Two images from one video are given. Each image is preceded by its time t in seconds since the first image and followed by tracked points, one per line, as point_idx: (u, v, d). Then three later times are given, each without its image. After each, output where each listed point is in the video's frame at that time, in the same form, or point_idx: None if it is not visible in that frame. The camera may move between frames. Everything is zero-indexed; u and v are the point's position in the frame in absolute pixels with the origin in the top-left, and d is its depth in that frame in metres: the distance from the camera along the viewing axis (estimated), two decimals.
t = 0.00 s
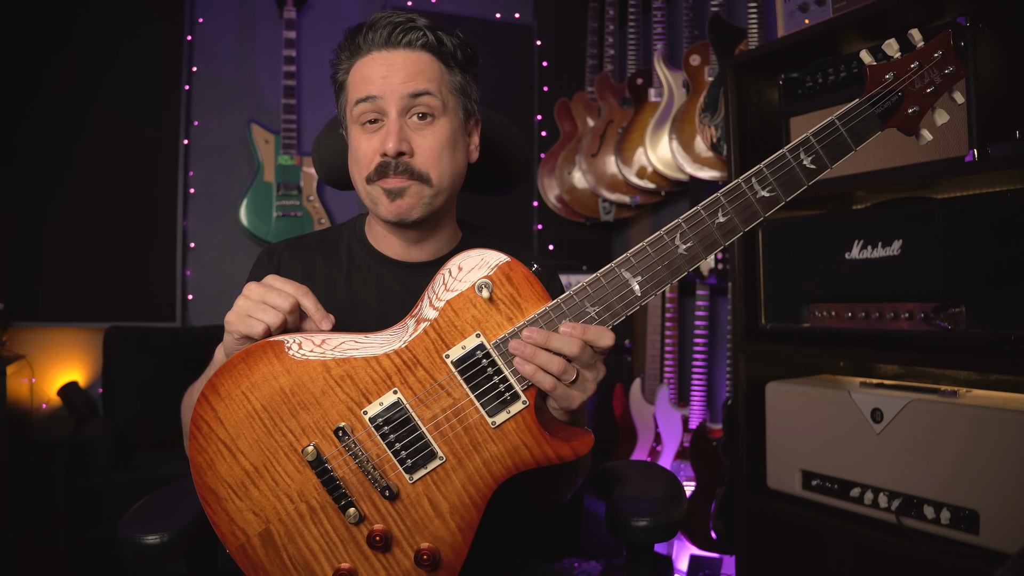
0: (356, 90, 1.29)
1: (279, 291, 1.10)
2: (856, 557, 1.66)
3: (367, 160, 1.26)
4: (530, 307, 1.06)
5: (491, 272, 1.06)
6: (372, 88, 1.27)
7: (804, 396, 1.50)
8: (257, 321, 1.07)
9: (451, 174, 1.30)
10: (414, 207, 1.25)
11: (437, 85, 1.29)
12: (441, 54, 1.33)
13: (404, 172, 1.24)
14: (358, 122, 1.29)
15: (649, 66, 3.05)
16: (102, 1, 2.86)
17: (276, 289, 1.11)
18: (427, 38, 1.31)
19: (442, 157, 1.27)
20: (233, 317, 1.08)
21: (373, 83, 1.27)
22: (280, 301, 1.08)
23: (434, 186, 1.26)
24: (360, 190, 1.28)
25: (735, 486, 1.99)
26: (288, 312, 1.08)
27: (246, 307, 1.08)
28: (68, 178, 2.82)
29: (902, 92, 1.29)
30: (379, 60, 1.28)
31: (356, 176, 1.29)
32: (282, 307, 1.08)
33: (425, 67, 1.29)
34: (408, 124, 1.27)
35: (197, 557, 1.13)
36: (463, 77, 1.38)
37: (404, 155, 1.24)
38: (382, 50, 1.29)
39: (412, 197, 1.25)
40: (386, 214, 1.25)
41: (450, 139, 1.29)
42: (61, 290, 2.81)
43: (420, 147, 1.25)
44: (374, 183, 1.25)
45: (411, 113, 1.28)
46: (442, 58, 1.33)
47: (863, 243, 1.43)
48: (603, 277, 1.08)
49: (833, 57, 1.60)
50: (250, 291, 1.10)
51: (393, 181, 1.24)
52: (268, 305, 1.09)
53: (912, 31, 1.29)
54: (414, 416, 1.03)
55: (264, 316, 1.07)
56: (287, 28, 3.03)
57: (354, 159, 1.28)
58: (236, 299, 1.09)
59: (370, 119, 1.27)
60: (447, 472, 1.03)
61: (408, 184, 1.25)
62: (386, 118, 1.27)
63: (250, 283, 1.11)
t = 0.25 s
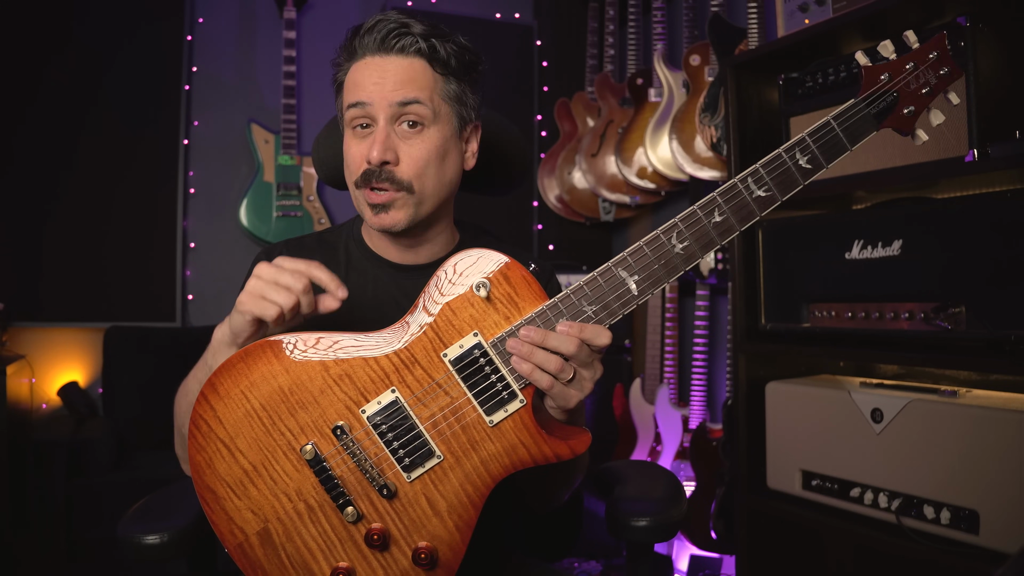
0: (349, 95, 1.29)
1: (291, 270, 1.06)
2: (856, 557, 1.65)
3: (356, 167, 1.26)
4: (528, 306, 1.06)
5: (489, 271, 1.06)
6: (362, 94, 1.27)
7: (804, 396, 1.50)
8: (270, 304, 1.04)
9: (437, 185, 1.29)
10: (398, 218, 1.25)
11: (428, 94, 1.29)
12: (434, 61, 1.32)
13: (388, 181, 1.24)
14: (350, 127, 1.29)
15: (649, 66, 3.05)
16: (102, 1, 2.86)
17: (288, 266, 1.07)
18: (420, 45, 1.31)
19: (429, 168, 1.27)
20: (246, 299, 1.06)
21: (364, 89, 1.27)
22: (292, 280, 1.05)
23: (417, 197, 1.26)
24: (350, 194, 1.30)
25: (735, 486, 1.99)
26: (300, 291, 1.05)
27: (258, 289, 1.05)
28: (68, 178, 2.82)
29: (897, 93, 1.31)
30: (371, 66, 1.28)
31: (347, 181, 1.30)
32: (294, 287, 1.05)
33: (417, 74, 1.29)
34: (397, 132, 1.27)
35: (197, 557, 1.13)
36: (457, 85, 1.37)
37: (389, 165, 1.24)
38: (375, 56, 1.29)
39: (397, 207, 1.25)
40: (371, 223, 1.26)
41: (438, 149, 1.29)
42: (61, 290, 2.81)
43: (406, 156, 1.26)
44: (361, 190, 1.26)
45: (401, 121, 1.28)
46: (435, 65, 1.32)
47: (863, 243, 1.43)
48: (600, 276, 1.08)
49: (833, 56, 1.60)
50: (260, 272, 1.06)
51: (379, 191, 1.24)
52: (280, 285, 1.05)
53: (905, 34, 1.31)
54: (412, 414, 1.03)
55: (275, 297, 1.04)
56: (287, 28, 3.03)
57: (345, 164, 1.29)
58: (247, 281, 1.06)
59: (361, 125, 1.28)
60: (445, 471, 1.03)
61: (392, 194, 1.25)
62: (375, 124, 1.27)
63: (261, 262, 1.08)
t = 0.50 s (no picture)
0: (334, 107, 1.27)
1: (338, 292, 1.12)
2: (857, 557, 1.65)
3: (346, 180, 1.27)
4: (523, 305, 1.05)
5: (484, 271, 1.06)
6: (348, 110, 1.25)
7: (803, 397, 1.50)
8: (308, 314, 1.09)
9: (433, 194, 1.31)
10: (392, 232, 1.28)
11: (417, 107, 1.27)
12: (419, 70, 1.29)
13: (383, 197, 1.26)
14: (338, 139, 1.29)
15: (649, 66, 3.05)
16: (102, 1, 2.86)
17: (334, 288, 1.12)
18: (404, 57, 1.27)
19: (420, 182, 1.28)
20: (287, 303, 1.10)
21: (349, 104, 1.25)
22: (338, 302, 1.10)
23: (414, 209, 1.28)
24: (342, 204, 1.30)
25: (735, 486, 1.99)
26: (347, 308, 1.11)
27: (301, 298, 1.10)
28: (68, 178, 2.82)
29: (895, 83, 1.32)
30: (354, 79, 1.25)
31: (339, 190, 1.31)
32: (337, 308, 1.10)
33: (404, 87, 1.26)
34: (386, 147, 1.27)
35: (197, 558, 1.13)
36: (446, 92, 1.34)
37: (382, 181, 1.25)
38: (357, 68, 1.26)
39: (390, 223, 1.27)
40: (365, 236, 1.28)
41: (430, 160, 1.29)
42: (61, 290, 2.81)
43: (398, 171, 1.26)
44: (354, 203, 1.27)
45: (390, 134, 1.27)
46: (421, 75, 1.29)
47: (863, 243, 1.43)
48: (596, 273, 1.08)
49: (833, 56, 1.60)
50: (309, 284, 1.12)
51: (372, 207, 1.26)
52: (324, 302, 1.11)
53: (902, 22, 1.32)
54: (409, 415, 1.03)
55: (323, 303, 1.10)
56: (287, 28, 3.03)
57: (335, 175, 1.29)
58: (293, 287, 1.12)
59: (349, 138, 1.27)
60: (443, 472, 1.03)
61: (387, 209, 1.27)
62: (364, 139, 1.26)
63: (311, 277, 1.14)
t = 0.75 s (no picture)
0: (327, 109, 1.27)
1: (336, 292, 1.11)
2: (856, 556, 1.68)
3: (340, 182, 1.27)
4: (526, 311, 1.05)
5: (487, 276, 1.05)
6: (340, 112, 1.25)
7: (803, 398, 1.50)
8: (304, 315, 1.08)
9: (427, 197, 1.31)
10: (387, 235, 1.28)
11: (410, 107, 1.26)
12: (412, 70, 1.28)
13: (376, 200, 1.25)
14: (331, 140, 1.28)
15: (649, 66, 3.05)
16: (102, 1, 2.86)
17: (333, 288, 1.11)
18: (396, 56, 1.27)
19: (414, 183, 1.28)
20: (283, 304, 1.10)
21: (341, 105, 1.25)
22: (335, 302, 1.09)
23: (407, 212, 1.28)
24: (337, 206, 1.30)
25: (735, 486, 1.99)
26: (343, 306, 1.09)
27: (298, 299, 1.10)
28: (69, 178, 2.82)
29: (908, 91, 1.28)
30: (346, 79, 1.25)
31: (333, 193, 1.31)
32: (335, 309, 1.09)
33: (397, 87, 1.26)
34: (379, 148, 1.26)
35: (197, 558, 1.13)
36: (440, 91, 1.34)
37: (375, 184, 1.24)
38: (348, 69, 1.25)
39: (384, 226, 1.27)
40: (360, 239, 1.29)
41: (423, 162, 1.29)
42: (61, 290, 2.81)
43: (391, 173, 1.26)
44: (348, 207, 1.27)
45: (383, 135, 1.27)
46: (413, 74, 1.28)
47: (863, 243, 1.43)
48: (600, 280, 1.08)
49: (833, 56, 1.60)
50: (306, 285, 1.11)
51: (365, 209, 1.26)
52: (321, 303, 1.10)
53: (918, 28, 1.28)
54: (409, 420, 1.03)
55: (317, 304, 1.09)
56: (287, 28, 3.03)
57: (329, 177, 1.29)
58: (291, 288, 1.11)
59: (342, 140, 1.27)
60: (442, 476, 1.03)
61: (381, 212, 1.26)
62: (357, 141, 1.26)
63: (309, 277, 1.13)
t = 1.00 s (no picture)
0: (331, 93, 1.27)
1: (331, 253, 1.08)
2: (856, 556, 1.67)
3: (341, 167, 1.25)
4: (526, 311, 1.06)
5: (488, 275, 1.06)
6: (345, 94, 1.25)
7: (803, 398, 1.50)
8: (308, 280, 1.05)
9: (425, 186, 1.29)
10: (388, 220, 1.26)
11: (414, 93, 1.27)
12: (419, 55, 1.29)
13: (375, 184, 1.24)
14: (333, 125, 1.28)
15: (649, 66, 3.05)
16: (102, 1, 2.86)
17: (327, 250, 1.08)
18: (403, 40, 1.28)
19: (416, 169, 1.27)
20: (284, 273, 1.06)
21: (347, 88, 1.25)
22: (332, 263, 1.06)
23: (404, 200, 1.26)
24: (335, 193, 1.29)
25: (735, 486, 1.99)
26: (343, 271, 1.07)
27: (297, 266, 1.07)
28: (68, 178, 2.82)
29: (919, 88, 1.27)
30: (352, 62, 1.25)
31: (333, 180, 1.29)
32: (334, 269, 1.06)
33: (402, 72, 1.26)
34: (382, 132, 1.26)
35: (197, 557, 1.13)
36: (444, 80, 1.34)
37: (374, 168, 1.23)
38: (355, 52, 1.26)
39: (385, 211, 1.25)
40: (360, 225, 1.27)
41: (424, 150, 1.28)
42: (62, 290, 2.82)
43: (391, 158, 1.25)
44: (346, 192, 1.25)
45: (386, 120, 1.26)
46: (419, 60, 1.29)
47: (863, 242, 1.43)
48: (602, 280, 1.08)
49: (833, 56, 1.60)
50: (301, 252, 1.08)
51: (366, 193, 1.24)
52: (319, 266, 1.07)
53: (929, 23, 1.27)
54: (409, 420, 1.03)
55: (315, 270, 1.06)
56: (287, 29, 3.03)
57: (330, 164, 1.28)
58: (287, 258, 1.08)
59: (345, 124, 1.26)
60: (441, 477, 1.03)
61: (379, 196, 1.25)
62: (359, 124, 1.25)
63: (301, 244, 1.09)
